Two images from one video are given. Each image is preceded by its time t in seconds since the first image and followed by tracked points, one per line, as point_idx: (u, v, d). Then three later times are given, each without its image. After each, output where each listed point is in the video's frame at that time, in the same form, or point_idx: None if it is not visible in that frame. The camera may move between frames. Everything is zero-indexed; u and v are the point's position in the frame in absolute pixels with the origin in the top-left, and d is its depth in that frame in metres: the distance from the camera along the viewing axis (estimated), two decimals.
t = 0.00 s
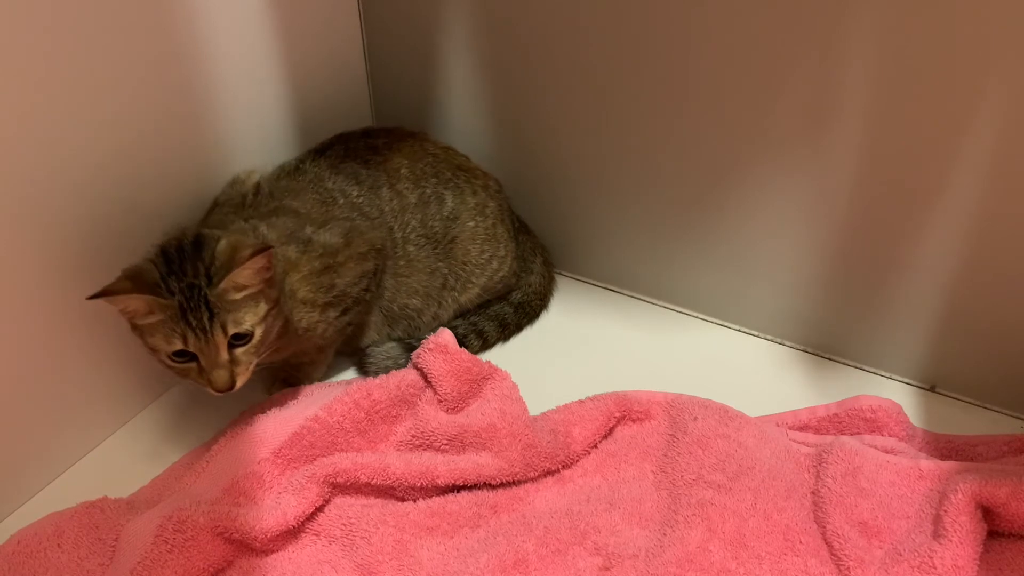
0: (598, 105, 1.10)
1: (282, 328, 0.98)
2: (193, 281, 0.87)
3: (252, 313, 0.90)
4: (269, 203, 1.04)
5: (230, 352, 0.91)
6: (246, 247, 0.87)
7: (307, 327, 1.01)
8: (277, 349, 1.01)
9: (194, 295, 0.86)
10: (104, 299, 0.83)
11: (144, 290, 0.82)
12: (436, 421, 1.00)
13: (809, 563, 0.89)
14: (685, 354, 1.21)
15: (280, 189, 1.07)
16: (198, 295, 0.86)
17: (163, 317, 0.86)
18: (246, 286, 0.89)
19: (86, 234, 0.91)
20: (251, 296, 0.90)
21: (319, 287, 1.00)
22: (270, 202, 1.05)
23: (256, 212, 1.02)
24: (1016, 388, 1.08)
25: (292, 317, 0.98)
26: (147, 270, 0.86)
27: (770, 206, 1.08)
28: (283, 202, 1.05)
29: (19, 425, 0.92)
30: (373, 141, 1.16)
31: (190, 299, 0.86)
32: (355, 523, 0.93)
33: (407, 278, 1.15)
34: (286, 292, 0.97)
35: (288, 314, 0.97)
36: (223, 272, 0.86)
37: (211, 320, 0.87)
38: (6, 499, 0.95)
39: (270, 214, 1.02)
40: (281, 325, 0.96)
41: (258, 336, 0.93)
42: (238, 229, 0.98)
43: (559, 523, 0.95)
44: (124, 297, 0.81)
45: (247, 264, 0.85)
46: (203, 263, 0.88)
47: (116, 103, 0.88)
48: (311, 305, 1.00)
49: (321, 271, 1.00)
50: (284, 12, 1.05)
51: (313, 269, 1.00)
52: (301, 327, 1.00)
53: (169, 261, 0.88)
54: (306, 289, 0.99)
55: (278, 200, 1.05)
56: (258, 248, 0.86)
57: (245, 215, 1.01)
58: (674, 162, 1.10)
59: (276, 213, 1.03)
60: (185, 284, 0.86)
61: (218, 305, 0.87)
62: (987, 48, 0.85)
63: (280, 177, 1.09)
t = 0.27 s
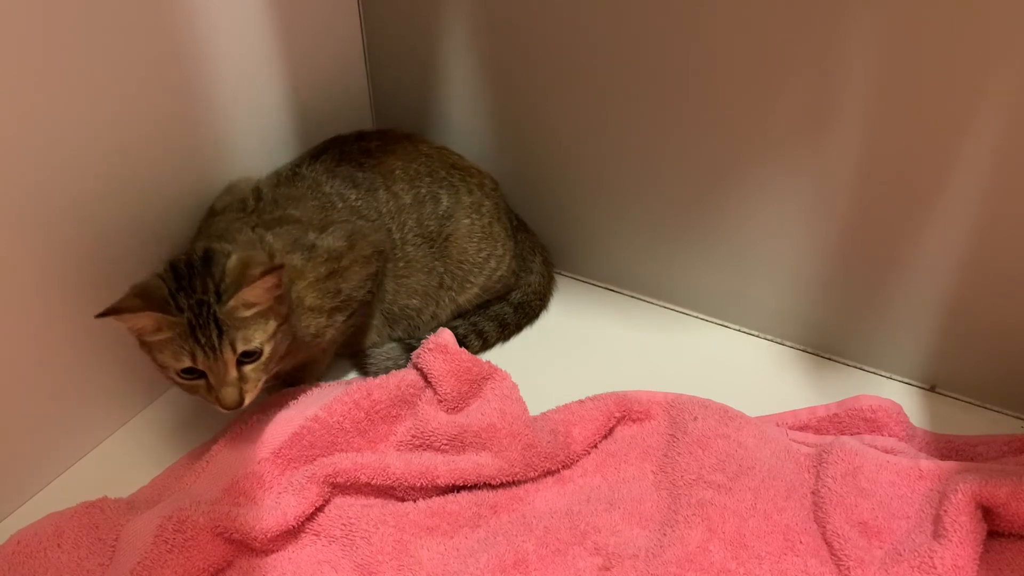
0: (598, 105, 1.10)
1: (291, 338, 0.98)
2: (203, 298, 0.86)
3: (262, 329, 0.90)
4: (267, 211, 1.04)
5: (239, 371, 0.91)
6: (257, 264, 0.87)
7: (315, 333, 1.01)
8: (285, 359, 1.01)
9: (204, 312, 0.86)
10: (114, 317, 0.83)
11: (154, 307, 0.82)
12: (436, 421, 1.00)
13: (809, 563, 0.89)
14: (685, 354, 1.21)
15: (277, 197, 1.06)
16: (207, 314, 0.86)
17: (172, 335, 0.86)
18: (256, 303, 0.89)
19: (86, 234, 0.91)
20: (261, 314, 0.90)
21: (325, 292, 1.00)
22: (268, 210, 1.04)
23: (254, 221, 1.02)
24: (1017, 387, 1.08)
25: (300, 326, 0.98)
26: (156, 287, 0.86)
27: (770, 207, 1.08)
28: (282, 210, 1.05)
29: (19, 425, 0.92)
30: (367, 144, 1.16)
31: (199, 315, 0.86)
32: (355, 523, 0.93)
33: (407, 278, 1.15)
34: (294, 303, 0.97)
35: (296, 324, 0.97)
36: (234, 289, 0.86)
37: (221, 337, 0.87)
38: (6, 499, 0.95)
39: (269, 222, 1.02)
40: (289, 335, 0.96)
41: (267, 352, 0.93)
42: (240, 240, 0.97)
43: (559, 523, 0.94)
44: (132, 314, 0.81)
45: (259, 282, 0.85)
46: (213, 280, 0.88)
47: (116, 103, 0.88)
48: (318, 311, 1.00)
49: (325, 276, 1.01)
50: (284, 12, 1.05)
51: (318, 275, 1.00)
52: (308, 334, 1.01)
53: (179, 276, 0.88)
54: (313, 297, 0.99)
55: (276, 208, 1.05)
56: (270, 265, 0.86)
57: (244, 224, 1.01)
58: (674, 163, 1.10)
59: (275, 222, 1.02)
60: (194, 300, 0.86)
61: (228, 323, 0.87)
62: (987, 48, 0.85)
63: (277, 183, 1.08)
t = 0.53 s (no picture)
0: (598, 105, 1.10)
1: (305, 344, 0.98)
2: (222, 306, 0.87)
3: (280, 338, 0.91)
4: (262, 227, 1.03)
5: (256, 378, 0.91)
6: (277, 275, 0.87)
7: (327, 336, 1.02)
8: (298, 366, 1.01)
9: (224, 319, 0.87)
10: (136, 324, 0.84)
11: (174, 314, 0.83)
12: (436, 421, 1.00)
13: (809, 563, 0.89)
14: (685, 354, 1.21)
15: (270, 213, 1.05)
16: (227, 321, 0.87)
17: (192, 340, 0.87)
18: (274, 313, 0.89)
19: (86, 234, 0.91)
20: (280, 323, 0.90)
21: (333, 295, 1.01)
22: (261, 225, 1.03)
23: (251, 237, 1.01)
24: (1016, 387, 1.08)
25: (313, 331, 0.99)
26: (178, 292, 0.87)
27: (770, 207, 1.08)
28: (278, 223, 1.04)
29: (19, 424, 0.92)
30: (353, 153, 1.16)
31: (219, 323, 0.87)
32: (355, 523, 0.93)
33: (410, 279, 1.14)
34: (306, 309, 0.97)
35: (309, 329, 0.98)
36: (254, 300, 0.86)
37: (239, 345, 0.88)
38: (6, 499, 0.95)
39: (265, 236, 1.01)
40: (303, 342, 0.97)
41: (284, 361, 0.93)
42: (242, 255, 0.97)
43: (559, 523, 0.94)
44: (154, 321, 0.82)
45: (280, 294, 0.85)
46: (234, 287, 0.89)
47: (116, 103, 0.88)
48: (327, 315, 1.00)
49: (331, 279, 1.01)
50: (284, 12, 1.05)
51: (327, 278, 1.00)
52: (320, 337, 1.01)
53: (199, 282, 0.89)
54: (324, 299, 1.00)
55: (267, 223, 1.04)
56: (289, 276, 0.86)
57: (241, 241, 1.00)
58: (675, 163, 1.10)
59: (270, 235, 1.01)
60: (215, 308, 0.87)
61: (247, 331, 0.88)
62: (987, 48, 0.85)
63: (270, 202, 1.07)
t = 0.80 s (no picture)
0: (597, 105, 1.10)
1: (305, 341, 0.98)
2: (228, 297, 0.88)
3: (285, 330, 0.91)
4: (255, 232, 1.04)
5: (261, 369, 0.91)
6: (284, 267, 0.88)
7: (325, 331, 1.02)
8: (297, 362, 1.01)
9: (229, 310, 0.87)
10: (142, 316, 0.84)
11: (179, 305, 0.83)
12: (436, 421, 1.00)
13: (809, 563, 0.89)
14: (685, 354, 1.20)
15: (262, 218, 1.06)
16: (232, 310, 0.87)
17: (197, 332, 0.87)
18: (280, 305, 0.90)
19: (86, 234, 0.91)
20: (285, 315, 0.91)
21: (329, 292, 1.01)
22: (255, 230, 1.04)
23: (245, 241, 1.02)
24: (1016, 387, 1.08)
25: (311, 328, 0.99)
26: (181, 283, 0.87)
27: (770, 206, 1.08)
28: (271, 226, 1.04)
29: (19, 424, 0.92)
30: (346, 157, 1.16)
31: (224, 314, 0.87)
32: (355, 523, 0.93)
33: (409, 278, 1.14)
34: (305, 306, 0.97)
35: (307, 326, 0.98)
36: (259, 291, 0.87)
37: (244, 334, 0.88)
38: (6, 499, 0.95)
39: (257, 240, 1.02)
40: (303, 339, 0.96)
41: (289, 353, 0.93)
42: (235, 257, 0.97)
43: (559, 523, 0.95)
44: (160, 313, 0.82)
45: (286, 285, 0.86)
46: (240, 278, 0.90)
47: (116, 103, 0.88)
48: (324, 312, 1.01)
49: (327, 277, 1.01)
50: (284, 12, 1.05)
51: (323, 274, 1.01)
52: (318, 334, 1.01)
53: (204, 275, 0.90)
54: (320, 295, 1.00)
55: (259, 228, 1.04)
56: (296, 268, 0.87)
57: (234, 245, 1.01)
58: (675, 163, 1.10)
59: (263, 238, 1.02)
60: (220, 299, 0.88)
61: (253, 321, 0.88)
62: (987, 48, 0.85)
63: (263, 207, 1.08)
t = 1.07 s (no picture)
0: (597, 105, 1.10)
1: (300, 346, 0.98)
2: (216, 302, 0.88)
3: (274, 335, 0.91)
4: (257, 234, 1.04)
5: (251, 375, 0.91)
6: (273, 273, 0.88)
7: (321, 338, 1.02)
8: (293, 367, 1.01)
9: (217, 315, 0.87)
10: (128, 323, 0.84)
11: (165, 313, 0.83)
12: (436, 421, 1.00)
13: (809, 563, 0.89)
14: (684, 354, 1.20)
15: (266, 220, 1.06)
16: (220, 316, 0.87)
17: (184, 338, 0.87)
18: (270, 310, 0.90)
19: (86, 234, 0.91)
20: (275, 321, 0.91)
21: (327, 298, 1.01)
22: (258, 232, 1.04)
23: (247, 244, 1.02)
24: (1016, 387, 1.08)
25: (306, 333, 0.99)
26: (169, 291, 0.88)
27: (770, 206, 1.08)
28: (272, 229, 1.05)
29: (19, 424, 0.92)
30: (351, 161, 1.16)
31: (212, 319, 0.87)
32: (355, 523, 0.93)
33: (409, 284, 1.14)
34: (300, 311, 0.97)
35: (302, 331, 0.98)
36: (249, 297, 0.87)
37: (232, 340, 0.88)
38: (6, 499, 0.95)
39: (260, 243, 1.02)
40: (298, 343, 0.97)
41: (279, 357, 0.93)
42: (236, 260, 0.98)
43: (559, 523, 0.95)
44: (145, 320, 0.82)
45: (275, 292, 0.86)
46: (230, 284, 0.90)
47: (116, 103, 0.88)
48: (321, 318, 1.01)
49: (326, 283, 1.01)
50: (284, 13, 1.05)
51: (320, 280, 1.01)
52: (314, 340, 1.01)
53: (192, 280, 0.90)
54: (316, 301, 1.00)
55: (261, 231, 1.05)
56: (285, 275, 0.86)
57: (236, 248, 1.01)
58: (675, 163, 1.10)
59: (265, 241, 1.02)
60: (207, 304, 0.88)
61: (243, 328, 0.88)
62: (987, 48, 0.85)
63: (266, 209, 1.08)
